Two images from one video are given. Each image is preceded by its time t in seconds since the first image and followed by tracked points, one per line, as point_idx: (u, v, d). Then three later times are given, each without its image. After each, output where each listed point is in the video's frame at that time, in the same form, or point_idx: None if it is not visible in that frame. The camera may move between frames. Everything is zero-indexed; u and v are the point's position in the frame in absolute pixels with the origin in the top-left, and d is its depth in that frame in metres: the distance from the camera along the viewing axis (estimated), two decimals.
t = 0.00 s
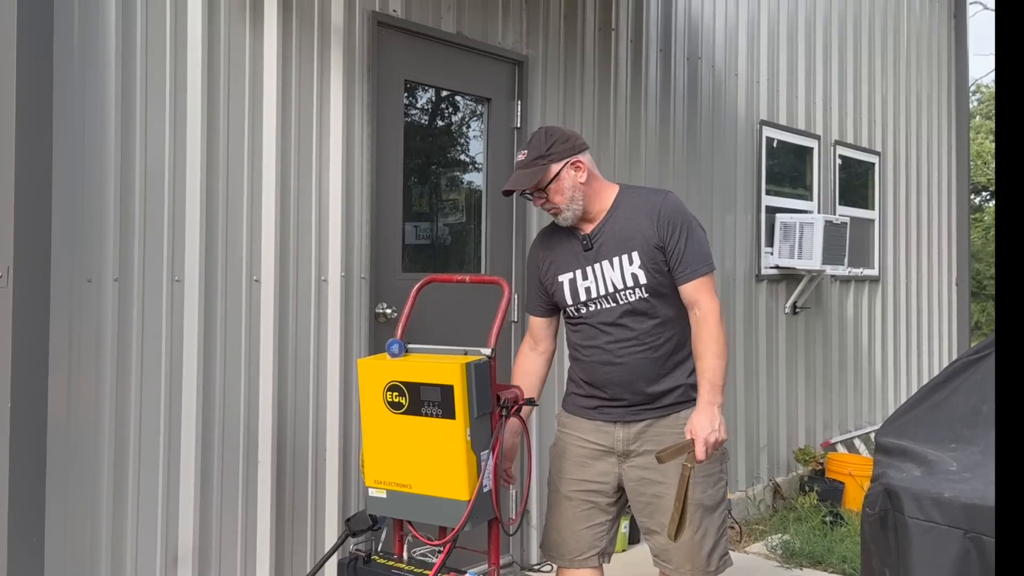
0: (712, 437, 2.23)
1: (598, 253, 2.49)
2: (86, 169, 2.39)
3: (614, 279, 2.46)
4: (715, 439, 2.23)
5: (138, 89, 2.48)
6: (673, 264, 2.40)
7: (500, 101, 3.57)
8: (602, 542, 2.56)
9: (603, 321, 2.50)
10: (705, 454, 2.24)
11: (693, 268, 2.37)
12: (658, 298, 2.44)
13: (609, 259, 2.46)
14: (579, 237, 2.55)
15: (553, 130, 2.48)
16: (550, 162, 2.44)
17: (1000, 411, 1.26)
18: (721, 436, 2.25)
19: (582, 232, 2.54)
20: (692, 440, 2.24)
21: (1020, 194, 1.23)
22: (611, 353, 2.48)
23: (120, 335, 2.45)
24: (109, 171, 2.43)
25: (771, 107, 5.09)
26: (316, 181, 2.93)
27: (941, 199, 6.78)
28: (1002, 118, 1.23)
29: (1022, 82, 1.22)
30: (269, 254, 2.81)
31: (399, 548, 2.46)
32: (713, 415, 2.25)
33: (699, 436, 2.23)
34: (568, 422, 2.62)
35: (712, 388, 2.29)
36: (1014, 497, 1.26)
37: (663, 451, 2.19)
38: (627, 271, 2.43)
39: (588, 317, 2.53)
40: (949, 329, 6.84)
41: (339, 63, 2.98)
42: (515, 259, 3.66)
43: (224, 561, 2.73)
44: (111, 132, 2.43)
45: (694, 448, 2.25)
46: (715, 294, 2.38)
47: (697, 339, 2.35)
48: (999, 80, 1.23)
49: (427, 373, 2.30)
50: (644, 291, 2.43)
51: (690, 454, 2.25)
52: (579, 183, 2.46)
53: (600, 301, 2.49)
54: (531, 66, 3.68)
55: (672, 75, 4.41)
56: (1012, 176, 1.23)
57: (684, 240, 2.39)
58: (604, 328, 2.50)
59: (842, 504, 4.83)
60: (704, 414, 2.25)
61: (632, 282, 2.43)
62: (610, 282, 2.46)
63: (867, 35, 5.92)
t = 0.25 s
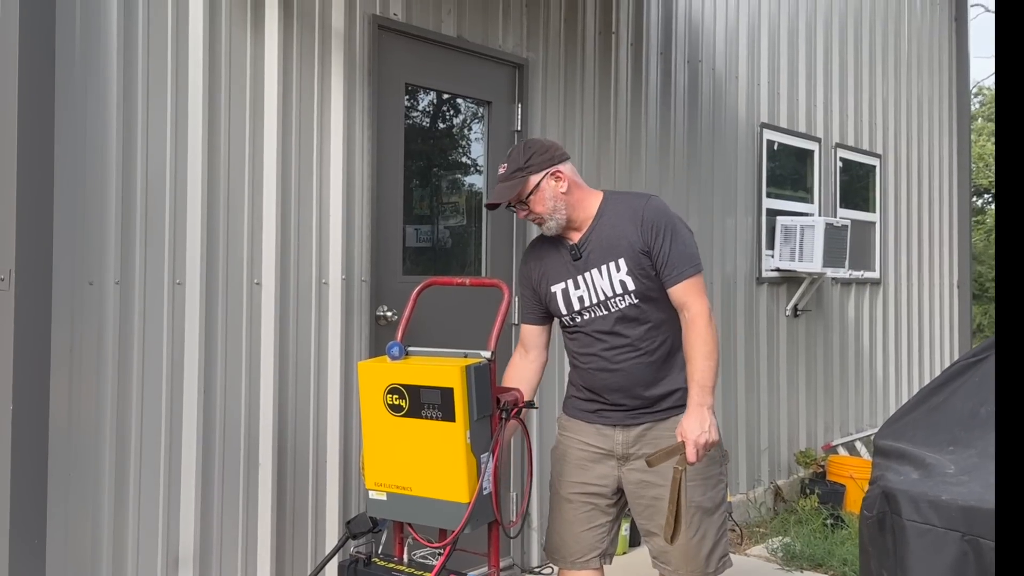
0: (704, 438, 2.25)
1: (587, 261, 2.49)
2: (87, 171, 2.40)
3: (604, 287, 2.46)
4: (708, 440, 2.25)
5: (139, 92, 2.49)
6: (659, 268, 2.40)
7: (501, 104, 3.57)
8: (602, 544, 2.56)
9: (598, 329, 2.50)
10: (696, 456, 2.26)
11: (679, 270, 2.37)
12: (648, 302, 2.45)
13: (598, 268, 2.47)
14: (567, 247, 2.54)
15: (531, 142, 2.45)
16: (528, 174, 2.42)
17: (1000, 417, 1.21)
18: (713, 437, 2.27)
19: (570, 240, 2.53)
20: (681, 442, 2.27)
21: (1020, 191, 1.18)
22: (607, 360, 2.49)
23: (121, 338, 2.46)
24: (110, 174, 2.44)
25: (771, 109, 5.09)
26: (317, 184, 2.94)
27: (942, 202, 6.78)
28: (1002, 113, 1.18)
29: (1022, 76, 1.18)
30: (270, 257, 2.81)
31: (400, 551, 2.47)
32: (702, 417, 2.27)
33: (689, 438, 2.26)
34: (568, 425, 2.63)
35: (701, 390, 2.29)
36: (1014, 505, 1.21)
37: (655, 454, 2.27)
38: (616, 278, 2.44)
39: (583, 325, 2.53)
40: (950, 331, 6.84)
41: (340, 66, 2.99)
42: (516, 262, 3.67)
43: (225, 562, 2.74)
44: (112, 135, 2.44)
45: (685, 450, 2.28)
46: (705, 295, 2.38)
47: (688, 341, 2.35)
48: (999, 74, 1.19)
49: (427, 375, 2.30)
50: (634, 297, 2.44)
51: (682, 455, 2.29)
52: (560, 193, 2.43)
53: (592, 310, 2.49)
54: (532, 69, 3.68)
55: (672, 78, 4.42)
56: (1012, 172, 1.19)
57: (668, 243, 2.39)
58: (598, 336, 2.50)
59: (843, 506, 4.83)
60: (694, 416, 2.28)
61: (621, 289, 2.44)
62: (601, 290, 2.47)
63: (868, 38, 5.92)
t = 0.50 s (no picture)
0: (692, 443, 2.29)
1: (579, 274, 2.48)
2: (90, 173, 2.40)
3: (599, 299, 2.46)
4: (696, 445, 2.29)
5: (142, 95, 2.50)
6: (650, 275, 2.39)
7: (503, 107, 3.57)
8: (608, 545, 2.57)
9: (597, 341, 2.50)
10: (684, 460, 2.30)
11: (668, 275, 2.36)
12: (644, 309, 2.46)
13: (590, 280, 2.47)
14: (557, 260, 2.54)
15: (513, 159, 2.44)
16: (510, 193, 2.41)
17: (1000, 420, 1.21)
18: (702, 441, 2.30)
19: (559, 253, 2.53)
20: (670, 447, 2.30)
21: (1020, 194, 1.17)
22: (609, 369, 2.50)
23: (123, 340, 2.47)
24: (112, 176, 2.44)
25: (774, 112, 5.09)
26: (319, 186, 2.94)
27: (945, 204, 6.78)
28: (1001, 116, 1.18)
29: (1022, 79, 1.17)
30: (272, 259, 2.82)
31: (402, 553, 2.47)
32: (691, 421, 2.30)
33: (677, 442, 2.29)
34: (572, 429, 2.63)
35: (691, 394, 2.31)
36: (1013, 508, 1.21)
37: (643, 459, 2.49)
38: (609, 290, 2.44)
39: (581, 337, 2.54)
40: (953, 334, 6.82)
41: (342, 69, 2.99)
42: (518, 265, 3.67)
43: (227, 563, 2.74)
44: (115, 138, 2.44)
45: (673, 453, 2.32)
46: (695, 298, 2.37)
47: (679, 346, 2.35)
48: (999, 77, 1.18)
49: (429, 378, 2.31)
50: (630, 306, 2.44)
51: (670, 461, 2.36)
52: (543, 210, 2.43)
53: (590, 322, 2.49)
54: (534, 72, 3.69)
55: (674, 80, 4.42)
56: (1012, 175, 1.18)
57: (655, 249, 2.39)
58: (598, 347, 2.51)
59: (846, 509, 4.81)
60: (683, 421, 2.30)
61: (616, 299, 2.44)
62: (596, 301, 2.47)
63: (870, 40, 5.92)
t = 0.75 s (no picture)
0: (686, 453, 2.28)
1: (580, 287, 2.48)
2: (94, 175, 2.41)
3: (602, 310, 2.47)
4: (689, 455, 2.28)
5: (146, 98, 2.50)
6: (649, 284, 2.41)
7: (506, 110, 3.57)
8: (611, 547, 2.59)
9: (601, 352, 2.51)
10: (679, 469, 2.30)
11: (667, 284, 2.38)
12: (646, 318, 2.48)
13: (592, 292, 2.47)
14: (556, 273, 2.53)
15: (509, 175, 2.43)
16: (507, 210, 2.39)
17: (999, 429, 1.17)
18: (695, 452, 2.30)
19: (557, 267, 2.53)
20: (664, 457, 2.29)
21: (1022, 197, 1.13)
22: (616, 379, 2.52)
23: (127, 343, 2.47)
24: (116, 179, 2.45)
25: (777, 114, 5.09)
26: (323, 189, 2.95)
27: (949, 206, 6.77)
28: (1001, 113, 1.14)
29: (1022, 79, 1.14)
30: (276, 262, 2.82)
31: (405, 556, 2.46)
32: (686, 432, 2.30)
33: (671, 453, 2.29)
34: (575, 432, 2.65)
35: (686, 405, 2.33)
36: (1014, 520, 1.18)
37: (636, 469, 2.50)
38: (612, 301, 2.45)
39: (584, 348, 2.54)
40: (958, 337, 6.81)
41: (346, 72, 2.99)
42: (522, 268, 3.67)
43: (230, 565, 2.74)
44: (119, 140, 2.45)
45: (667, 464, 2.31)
46: (693, 306, 2.38)
47: (676, 355, 2.36)
48: (999, 75, 1.15)
49: (433, 380, 2.30)
50: (633, 316, 2.46)
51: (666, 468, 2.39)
52: (539, 226, 2.42)
53: (593, 333, 2.50)
54: (537, 74, 3.69)
55: (677, 82, 4.42)
56: (1012, 177, 1.14)
57: (654, 258, 2.40)
58: (602, 357, 2.52)
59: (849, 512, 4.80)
60: (678, 431, 2.31)
61: (619, 311, 2.46)
62: (599, 313, 2.47)
63: (874, 43, 5.91)
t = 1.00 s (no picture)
0: (695, 461, 2.28)
1: (585, 297, 2.50)
2: (99, 177, 2.41)
3: (608, 320, 2.49)
4: (698, 463, 2.28)
5: (150, 100, 2.50)
6: (653, 293, 2.42)
7: (510, 112, 3.56)
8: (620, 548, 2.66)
9: (609, 361, 2.55)
10: (688, 478, 2.29)
11: (671, 293, 2.38)
12: (652, 326, 2.50)
13: (597, 303, 2.49)
14: (561, 283, 2.55)
15: (511, 184, 2.41)
16: (509, 219, 2.38)
17: (999, 441, 1.13)
18: (705, 460, 2.30)
19: (561, 277, 2.55)
20: (674, 466, 2.30)
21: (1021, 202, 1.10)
22: (625, 387, 2.56)
23: (130, 344, 2.47)
24: (120, 180, 2.45)
25: (781, 116, 5.08)
26: (326, 191, 2.94)
27: (953, 209, 6.75)
28: (1001, 118, 1.12)
29: (1023, 77, 1.11)
30: (280, 264, 2.82)
31: (409, 558, 2.46)
32: (695, 440, 2.30)
33: (679, 461, 2.29)
34: (584, 435, 2.71)
35: (695, 413, 2.32)
36: (1014, 537, 1.13)
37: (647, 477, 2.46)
38: (617, 311, 2.47)
39: (592, 358, 2.57)
40: (961, 340, 6.80)
41: (349, 74, 2.99)
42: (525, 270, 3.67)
43: (233, 567, 2.74)
44: (122, 142, 2.45)
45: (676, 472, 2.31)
46: (699, 313, 2.38)
47: (684, 363, 2.36)
48: (998, 76, 1.12)
49: (435, 383, 2.30)
50: (639, 325, 2.48)
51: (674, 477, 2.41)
52: (541, 236, 2.42)
53: (599, 343, 2.53)
54: (541, 77, 3.68)
55: (681, 85, 4.42)
56: (1013, 181, 1.11)
57: (657, 267, 2.41)
58: (610, 366, 2.55)
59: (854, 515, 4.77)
60: (686, 439, 2.31)
61: (625, 320, 2.48)
62: (604, 323, 2.50)
63: (877, 45, 5.90)
